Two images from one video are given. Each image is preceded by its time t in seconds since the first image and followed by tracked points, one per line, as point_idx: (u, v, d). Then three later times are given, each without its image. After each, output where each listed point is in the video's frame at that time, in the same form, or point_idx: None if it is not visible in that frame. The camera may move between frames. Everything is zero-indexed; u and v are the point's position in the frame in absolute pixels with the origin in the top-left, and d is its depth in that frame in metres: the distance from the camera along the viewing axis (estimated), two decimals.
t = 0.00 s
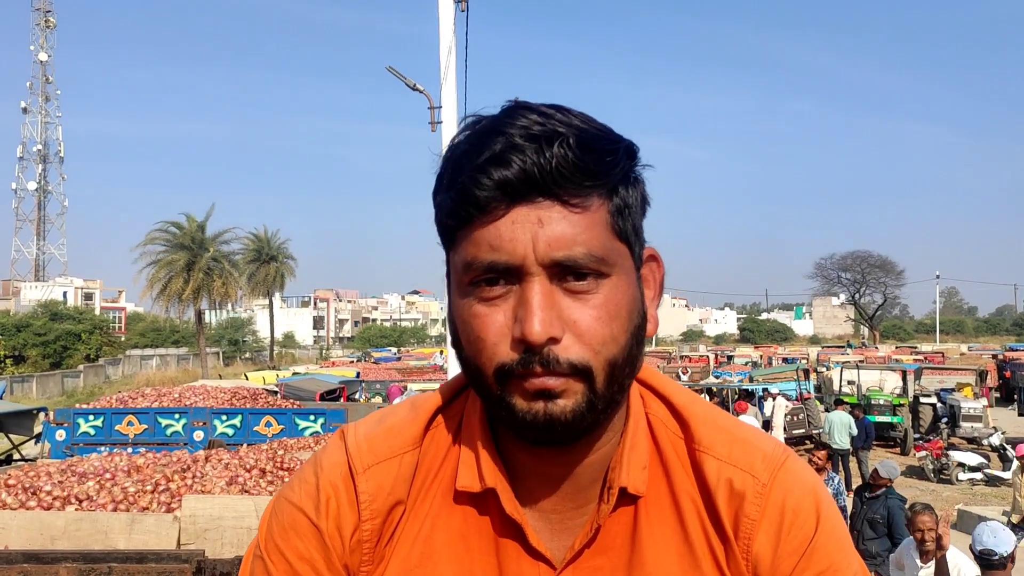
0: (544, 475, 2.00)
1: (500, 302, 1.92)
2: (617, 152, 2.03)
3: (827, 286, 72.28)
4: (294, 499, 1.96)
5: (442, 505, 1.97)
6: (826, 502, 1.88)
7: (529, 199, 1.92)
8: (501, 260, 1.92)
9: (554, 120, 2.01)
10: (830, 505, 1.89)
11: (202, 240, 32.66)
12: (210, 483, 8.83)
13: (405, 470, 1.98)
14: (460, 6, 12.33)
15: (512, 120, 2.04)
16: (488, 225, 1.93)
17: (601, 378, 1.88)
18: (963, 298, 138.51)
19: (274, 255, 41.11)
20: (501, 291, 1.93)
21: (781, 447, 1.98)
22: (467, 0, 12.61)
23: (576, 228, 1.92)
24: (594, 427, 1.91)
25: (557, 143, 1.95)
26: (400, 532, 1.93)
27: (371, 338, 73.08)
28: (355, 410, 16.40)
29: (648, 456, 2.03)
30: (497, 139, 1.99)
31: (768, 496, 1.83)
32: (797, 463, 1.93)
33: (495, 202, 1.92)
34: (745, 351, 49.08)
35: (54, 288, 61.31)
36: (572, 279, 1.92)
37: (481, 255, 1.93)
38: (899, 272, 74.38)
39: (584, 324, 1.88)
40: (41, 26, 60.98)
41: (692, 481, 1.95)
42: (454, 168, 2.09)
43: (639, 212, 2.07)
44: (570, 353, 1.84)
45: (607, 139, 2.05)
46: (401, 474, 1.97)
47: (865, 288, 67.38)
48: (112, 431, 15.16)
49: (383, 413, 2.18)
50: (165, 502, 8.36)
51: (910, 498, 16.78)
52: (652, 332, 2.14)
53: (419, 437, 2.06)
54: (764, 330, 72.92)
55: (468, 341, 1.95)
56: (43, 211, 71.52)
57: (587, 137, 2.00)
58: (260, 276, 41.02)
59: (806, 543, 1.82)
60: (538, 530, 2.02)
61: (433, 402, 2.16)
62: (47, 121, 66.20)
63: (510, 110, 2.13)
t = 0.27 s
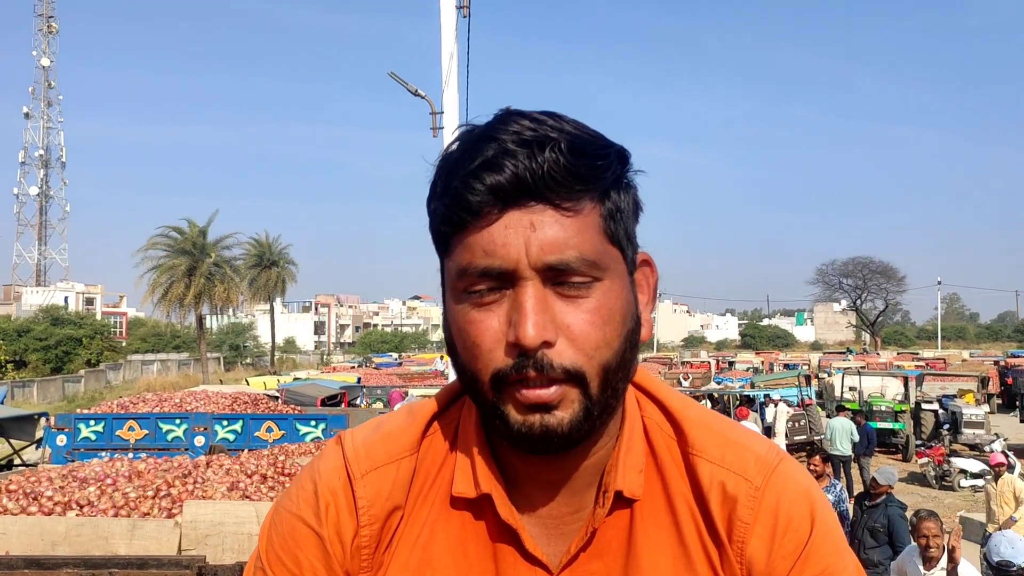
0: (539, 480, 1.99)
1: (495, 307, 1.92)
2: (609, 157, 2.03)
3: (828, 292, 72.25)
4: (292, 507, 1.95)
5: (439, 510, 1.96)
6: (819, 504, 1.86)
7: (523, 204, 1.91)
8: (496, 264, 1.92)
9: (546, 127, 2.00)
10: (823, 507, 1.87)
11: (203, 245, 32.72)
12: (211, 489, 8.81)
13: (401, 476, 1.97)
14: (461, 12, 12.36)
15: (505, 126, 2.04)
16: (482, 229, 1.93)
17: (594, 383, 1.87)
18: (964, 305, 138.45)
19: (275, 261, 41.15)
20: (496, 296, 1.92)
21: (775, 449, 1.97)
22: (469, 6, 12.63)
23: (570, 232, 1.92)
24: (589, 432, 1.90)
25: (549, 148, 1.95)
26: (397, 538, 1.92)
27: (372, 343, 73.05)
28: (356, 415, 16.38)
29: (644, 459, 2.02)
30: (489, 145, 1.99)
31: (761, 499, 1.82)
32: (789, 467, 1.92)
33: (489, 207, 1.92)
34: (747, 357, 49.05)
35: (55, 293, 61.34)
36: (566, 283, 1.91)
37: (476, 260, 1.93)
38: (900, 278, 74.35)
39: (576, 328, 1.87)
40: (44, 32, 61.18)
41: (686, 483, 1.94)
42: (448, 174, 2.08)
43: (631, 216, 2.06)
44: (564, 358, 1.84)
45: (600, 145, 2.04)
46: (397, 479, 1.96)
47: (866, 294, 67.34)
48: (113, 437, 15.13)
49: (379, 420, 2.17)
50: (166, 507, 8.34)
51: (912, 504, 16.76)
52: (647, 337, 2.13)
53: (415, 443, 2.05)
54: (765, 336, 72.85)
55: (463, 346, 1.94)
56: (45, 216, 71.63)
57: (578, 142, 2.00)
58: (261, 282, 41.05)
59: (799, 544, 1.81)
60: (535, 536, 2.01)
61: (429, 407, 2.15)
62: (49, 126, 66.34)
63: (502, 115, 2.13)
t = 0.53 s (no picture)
0: (525, 500, 1.98)
1: (480, 330, 1.91)
2: (588, 180, 2.02)
3: (829, 298, 72.16)
4: (284, 531, 1.93)
5: (429, 531, 1.95)
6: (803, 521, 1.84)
7: (505, 229, 1.91)
8: (480, 289, 1.91)
9: (526, 152, 2.00)
10: (807, 524, 1.86)
11: (204, 250, 32.74)
12: (210, 497, 8.79)
13: (391, 497, 1.95)
14: (462, 19, 12.37)
15: (485, 154, 2.04)
16: (466, 255, 1.92)
17: (582, 403, 1.86)
18: (965, 311, 138.54)
19: (276, 266, 41.14)
20: (481, 319, 1.92)
21: (758, 467, 1.97)
22: (469, 12, 12.64)
23: (552, 255, 1.91)
24: (577, 451, 1.89)
25: (530, 173, 1.94)
26: (386, 560, 1.90)
27: (373, 348, 73.00)
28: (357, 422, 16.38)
29: (629, 478, 2.01)
30: (471, 171, 1.98)
31: (747, 517, 1.81)
32: (774, 484, 1.91)
33: (472, 233, 1.91)
34: (748, 363, 48.99)
35: (55, 298, 61.29)
36: (550, 305, 1.90)
37: (460, 285, 1.92)
38: (901, 284, 74.25)
39: (560, 348, 1.86)
40: (45, 37, 61.25)
41: (672, 503, 1.93)
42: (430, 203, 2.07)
43: (612, 238, 2.06)
44: (550, 378, 1.83)
45: (578, 168, 2.04)
46: (386, 501, 1.95)
47: (867, 300, 67.24)
48: (113, 444, 15.10)
49: (368, 441, 2.16)
50: (165, 516, 8.31)
51: (913, 512, 16.73)
52: (630, 356, 2.12)
53: (404, 464, 2.03)
54: (767, 342, 72.76)
55: (450, 370, 1.93)
56: (46, 221, 71.67)
57: (558, 167, 1.99)
58: (261, 287, 41.05)
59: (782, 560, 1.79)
60: (523, 556, 2.00)
61: (417, 429, 2.13)
62: (49, 131, 66.28)
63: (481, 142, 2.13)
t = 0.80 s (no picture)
0: (522, 503, 1.98)
1: (472, 333, 1.91)
2: (581, 184, 2.02)
3: (830, 301, 72.08)
4: (281, 535, 1.94)
5: (426, 535, 1.94)
6: (798, 522, 1.83)
7: (496, 233, 1.91)
8: (473, 292, 1.91)
9: (519, 156, 2.01)
10: (804, 526, 1.84)
11: (206, 253, 32.78)
12: (211, 500, 8.79)
13: (386, 501, 1.96)
14: (462, 22, 12.38)
15: (478, 158, 2.04)
16: (459, 258, 1.93)
17: (575, 408, 1.86)
18: (966, 314, 138.47)
19: (277, 269, 41.16)
20: (473, 323, 1.92)
21: (754, 469, 1.95)
22: (470, 15, 12.65)
23: (544, 259, 1.91)
24: (569, 455, 1.89)
25: (521, 177, 1.95)
26: (383, 563, 1.91)
27: (374, 351, 73.00)
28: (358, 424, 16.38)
29: (625, 482, 2.01)
30: (463, 176, 1.99)
31: (742, 517, 1.80)
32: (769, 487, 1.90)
33: (464, 236, 1.92)
34: (749, 366, 48.96)
35: (57, 301, 61.37)
36: (542, 308, 1.90)
37: (453, 288, 1.92)
38: (903, 287, 74.16)
39: (553, 351, 1.86)
40: (48, 40, 61.41)
41: (667, 504, 1.93)
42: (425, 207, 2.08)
43: (606, 241, 2.06)
44: (542, 381, 1.83)
45: (571, 173, 2.04)
46: (382, 505, 1.95)
47: (868, 303, 67.16)
48: (114, 446, 15.10)
49: (366, 445, 2.16)
50: (166, 519, 8.32)
51: (914, 515, 16.68)
52: (625, 359, 2.12)
53: (400, 468, 2.03)
54: (768, 345, 72.72)
55: (442, 373, 1.93)
56: (48, 224, 71.77)
57: (551, 171, 1.99)
58: (263, 290, 41.08)
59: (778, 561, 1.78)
60: (519, 560, 2.00)
61: (412, 433, 2.13)
62: (52, 134, 66.41)
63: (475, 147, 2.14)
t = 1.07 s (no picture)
0: (534, 511, 1.98)
1: (491, 338, 1.91)
2: (608, 193, 2.02)
3: (831, 301, 72.05)
4: (290, 539, 1.94)
5: (437, 540, 1.94)
6: (810, 535, 1.84)
7: (521, 238, 1.91)
8: (494, 296, 1.91)
9: (546, 161, 1.99)
10: (815, 539, 1.85)
11: (207, 253, 32.80)
12: (213, 501, 8.80)
13: (397, 506, 1.96)
14: (463, 23, 12.38)
15: (505, 160, 2.03)
16: (481, 262, 1.93)
17: (591, 417, 1.86)
18: (967, 314, 138.47)
19: (279, 269, 41.18)
20: (493, 327, 1.92)
21: (768, 479, 1.96)
22: (471, 16, 12.64)
23: (567, 267, 1.91)
24: (584, 464, 1.89)
25: (548, 182, 1.93)
26: (393, 569, 1.90)
27: (375, 351, 73.01)
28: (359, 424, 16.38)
29: (637, 490, 2.01)
30: (489, 178, 1.98)
31: (754, 529, 1.82)
32: (782, 500, 1.90)
33: (488, 240, 1.91)
34: (749, 366, 48.97)
35: (58, 301, 61.42)
36: (563, 317, 1.90)
37: (474, 292, 1.92)
38: (903, 287, 74.14)
39: (573, 361, 1.86)
40: (50, 41, 61.46)
41: (679, 515, 1.93)
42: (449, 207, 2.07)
43: (629, 252, 2.06)
44: (560, 390, 1.83)
45: (598, 180, 2.03)
46: (393, 510, 1.94)
47: (869, 303, 67.14)
48: (116, 447, 15.11)
49: (377, 447, 2.16)
50: (168, 519, 8.33)
51: (916, 516, 16.68)
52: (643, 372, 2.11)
53: (411, 473, 2.03)
54: (768, 345, 72.75)
55: (459, 376, 1.93)
56: (49, 225, 71.84)
57: (578, 177, 1.98)
58: (264, 290, 41.11)
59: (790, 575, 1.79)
60: (528, 567, 2.00)
61: (424, 437, 2.13)
62: (53, 134, 66.46)
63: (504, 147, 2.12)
